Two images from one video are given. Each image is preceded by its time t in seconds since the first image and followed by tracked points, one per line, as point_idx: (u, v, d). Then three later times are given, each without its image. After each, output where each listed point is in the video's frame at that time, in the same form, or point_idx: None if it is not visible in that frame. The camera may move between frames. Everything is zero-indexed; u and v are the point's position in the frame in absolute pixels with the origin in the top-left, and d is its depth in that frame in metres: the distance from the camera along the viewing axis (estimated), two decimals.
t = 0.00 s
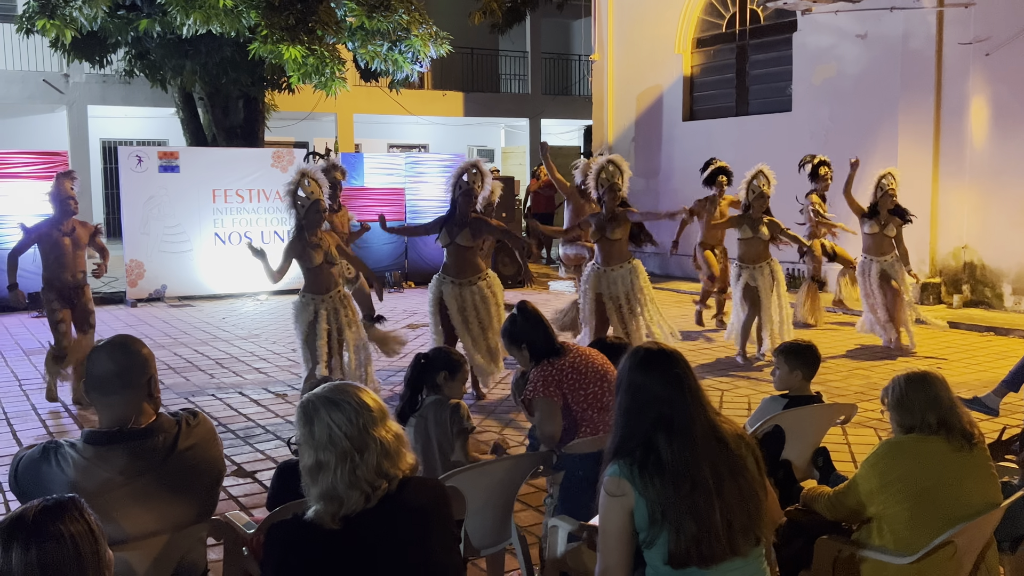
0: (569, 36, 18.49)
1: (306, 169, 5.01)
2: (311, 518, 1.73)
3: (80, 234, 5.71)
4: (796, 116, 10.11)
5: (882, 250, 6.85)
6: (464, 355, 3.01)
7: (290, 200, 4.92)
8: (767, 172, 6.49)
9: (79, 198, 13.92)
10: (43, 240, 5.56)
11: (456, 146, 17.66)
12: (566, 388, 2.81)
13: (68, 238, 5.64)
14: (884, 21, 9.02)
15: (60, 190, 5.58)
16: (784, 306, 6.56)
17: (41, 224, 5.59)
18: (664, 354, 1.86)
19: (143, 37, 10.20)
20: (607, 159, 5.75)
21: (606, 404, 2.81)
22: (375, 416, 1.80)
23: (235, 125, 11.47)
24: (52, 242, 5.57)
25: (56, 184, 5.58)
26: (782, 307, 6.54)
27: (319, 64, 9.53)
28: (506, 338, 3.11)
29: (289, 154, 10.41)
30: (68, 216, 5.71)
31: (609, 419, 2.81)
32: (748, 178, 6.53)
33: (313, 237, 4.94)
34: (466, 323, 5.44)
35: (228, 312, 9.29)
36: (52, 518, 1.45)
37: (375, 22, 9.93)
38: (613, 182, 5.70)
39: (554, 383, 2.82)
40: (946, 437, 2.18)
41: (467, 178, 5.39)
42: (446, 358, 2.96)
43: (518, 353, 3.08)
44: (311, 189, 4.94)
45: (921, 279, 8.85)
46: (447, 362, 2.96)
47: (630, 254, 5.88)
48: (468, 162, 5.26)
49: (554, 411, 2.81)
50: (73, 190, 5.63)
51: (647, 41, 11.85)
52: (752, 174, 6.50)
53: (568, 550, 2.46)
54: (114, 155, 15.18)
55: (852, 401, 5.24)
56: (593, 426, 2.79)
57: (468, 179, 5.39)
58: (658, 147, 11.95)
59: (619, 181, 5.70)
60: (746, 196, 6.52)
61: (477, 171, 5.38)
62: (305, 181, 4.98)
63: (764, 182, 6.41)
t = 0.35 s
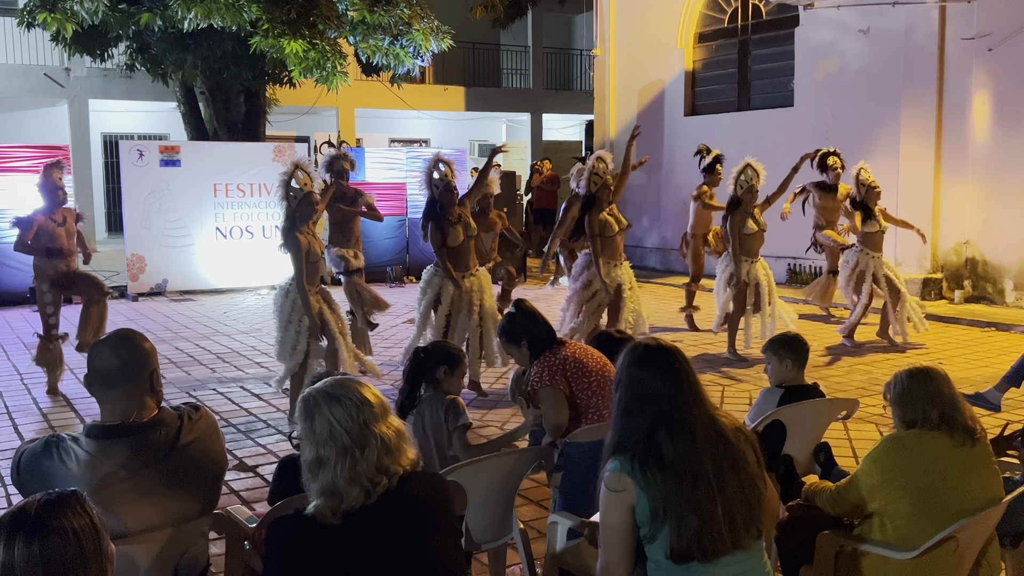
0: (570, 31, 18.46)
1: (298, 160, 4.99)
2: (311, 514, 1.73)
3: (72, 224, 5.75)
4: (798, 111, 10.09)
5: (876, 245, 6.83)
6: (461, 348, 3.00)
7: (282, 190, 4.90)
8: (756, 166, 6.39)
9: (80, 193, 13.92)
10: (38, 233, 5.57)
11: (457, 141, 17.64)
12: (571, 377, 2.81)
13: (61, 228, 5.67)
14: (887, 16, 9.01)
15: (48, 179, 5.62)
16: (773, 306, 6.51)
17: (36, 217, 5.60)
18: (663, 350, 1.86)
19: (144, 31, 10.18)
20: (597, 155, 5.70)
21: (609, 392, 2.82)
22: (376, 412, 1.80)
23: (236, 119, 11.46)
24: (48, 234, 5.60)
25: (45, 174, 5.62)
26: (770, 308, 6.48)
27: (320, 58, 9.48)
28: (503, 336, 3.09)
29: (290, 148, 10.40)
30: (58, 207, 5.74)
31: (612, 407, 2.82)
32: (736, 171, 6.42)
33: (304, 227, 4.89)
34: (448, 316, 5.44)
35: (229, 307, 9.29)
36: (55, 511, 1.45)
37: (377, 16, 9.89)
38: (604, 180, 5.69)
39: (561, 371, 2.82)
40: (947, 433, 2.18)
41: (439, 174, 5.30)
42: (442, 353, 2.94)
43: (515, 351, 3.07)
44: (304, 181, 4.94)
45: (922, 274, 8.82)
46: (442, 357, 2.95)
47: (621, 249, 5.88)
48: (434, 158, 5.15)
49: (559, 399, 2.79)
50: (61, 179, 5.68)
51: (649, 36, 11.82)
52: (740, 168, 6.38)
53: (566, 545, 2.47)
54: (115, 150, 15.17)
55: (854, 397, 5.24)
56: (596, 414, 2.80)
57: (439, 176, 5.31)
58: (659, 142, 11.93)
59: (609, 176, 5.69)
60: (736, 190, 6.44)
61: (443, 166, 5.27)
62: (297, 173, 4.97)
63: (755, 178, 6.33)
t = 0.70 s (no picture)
0: (570, 27, 18.45)
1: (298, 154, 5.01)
2: (309, 510, 1.73)
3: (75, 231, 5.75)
4: (797, 109, 10.08)
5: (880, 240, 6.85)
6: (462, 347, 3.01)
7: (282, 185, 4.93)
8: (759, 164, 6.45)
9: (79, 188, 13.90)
10: (43, 238, 5.55)
11: (456, 137, 17.62)
12: (568, 375, 2.81)
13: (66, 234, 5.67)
14: (886, 14, 9.01)
15: (51, 186, 5.61)
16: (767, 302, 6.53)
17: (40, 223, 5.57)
18: (660, 346, 1.86)
19: (144, 27, 10.16)
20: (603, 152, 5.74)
21: (605, 387, 2.83)
22: (375, 408, 1.80)
23: (235, 115, 11.44)
24: (53, 239, 5.58)
25: (49, 181, 5.59)
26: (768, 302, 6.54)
27: (319, 54, 9.48)
28: (499, 333, 3.09)
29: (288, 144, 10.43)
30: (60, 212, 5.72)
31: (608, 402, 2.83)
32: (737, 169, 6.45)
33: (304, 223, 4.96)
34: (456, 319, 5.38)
35: (227, 303, 9.29)
36: (54, 507, 1.45)
37: (377, 12, 9.88)
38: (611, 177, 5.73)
39: (557, 372, 2.81)
40: (945, 430, 2.18)
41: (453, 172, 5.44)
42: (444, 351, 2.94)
43: (511, 348, 3.07)
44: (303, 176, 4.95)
45: (920, 272, 8.83)
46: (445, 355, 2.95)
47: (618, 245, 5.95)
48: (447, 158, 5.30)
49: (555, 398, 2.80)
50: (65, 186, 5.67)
51: (648, 33, 11.81)
52: (741, 166, 6.42)
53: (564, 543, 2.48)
54: (114, 145, 15.14)
55: (852, 394, 5.24)
56: (592, 410, 2.81)
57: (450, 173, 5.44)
58: (659, 139, 11.93)
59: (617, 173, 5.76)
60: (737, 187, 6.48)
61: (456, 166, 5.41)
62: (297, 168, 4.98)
63: (756, 175, 6.37)
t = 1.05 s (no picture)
0: (568, 26, 18.45)
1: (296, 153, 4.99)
2: (309, 507, 1.73)
3: (95, 220, 5.74)
4: (795, 109, 10.09)
5: (888, 245, 6.82)
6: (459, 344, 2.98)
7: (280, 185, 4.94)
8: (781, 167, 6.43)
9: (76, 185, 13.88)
10: (59, 226, 5.59)
11: (455, 136, 17.61)
12: (556, 375, 2.83)
13: (84, 223, 5.67)
14: (885, 14, 9.02)
15: (69, 175, 5.60)
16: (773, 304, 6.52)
17: (59, 212, 5.60)
18: (657, 344, 1.87)
19: (142, 24, 10.14)
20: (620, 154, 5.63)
21: (598, 385, 2.80)
22: (374, 407, 1.80)
23: (233, 113, 11.43)
24: (67, 227, 5.61)
25: (67, 171, 5.59)
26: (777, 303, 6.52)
27: (318, 52, 9.45)
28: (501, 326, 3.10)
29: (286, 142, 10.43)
30: (81, 202, 5.72)
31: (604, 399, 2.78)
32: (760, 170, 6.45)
33: (302, 224, 4.96)
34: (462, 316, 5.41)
35: (225, 300, 9.28)
36: (54, 504, 1.45)
37: (375, 10, 9.86)
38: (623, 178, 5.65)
39: (544, 373, 2.85)
40: (942, 430, 2.19)
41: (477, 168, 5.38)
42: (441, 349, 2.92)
43: (512, 342, 3.09)
44: (301, 176, 4.95)
45: (918, 272, 8.85)
46: (445, 354, 2.93)
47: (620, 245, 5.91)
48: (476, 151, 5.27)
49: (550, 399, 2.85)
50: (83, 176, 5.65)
51: (647, 32, 11.81)
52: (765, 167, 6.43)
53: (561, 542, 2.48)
54: (112, 142, 15.13)
55: (849, 394, 5.25)
56: (585, 406, 2.77)
57: (477, 168, 5.37)
58: (657, 138, 11.93)
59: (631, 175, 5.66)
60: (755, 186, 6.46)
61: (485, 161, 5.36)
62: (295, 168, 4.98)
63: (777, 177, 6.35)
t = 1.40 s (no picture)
0: (566, 27, 18.46)
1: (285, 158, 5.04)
2: (303, 508, 1.73)
3: (96, 223, 5.69)
4: (792, 111, 10.11)
5: (882, 245, 6.83)
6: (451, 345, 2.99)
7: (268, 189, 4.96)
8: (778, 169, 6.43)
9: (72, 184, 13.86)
10: (61, 231, 5.59)
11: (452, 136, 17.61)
12: (554, 378, 2.86)
13: (85, 229, 5.64)
14: (881, 16, 9.04)
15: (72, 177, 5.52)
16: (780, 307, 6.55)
17: (60, 216, 5.59)
18: (656, 347, 1.87)
19: (139, 23, 10.13)
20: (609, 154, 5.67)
21: (600, 388, 2.80)
22: (370, 408, 1.80)
23: (229, 112, 11.41)
24: (69, 234, 5.59)
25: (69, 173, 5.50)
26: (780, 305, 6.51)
27: (315, 52, 9.46)
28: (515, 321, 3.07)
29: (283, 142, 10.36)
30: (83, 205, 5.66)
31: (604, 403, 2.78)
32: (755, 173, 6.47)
33: (290, 229, 4.96)
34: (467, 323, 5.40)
35: (221, 300, 9.28)
36: (50, 504, 1.44)
37: (372, 10, 9.85)
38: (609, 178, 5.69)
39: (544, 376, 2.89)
40: (938, 433, 2.19)
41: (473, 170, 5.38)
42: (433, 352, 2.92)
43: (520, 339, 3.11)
44: (288, 180, 4.99)
45: (914, 274, 8.88)
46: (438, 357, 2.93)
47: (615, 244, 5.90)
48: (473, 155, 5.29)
49: (542, 402, 2.88)
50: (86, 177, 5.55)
51: (645, 33, 11.82)
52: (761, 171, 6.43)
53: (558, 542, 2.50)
54: (108, 141, 15.10)
55: (845, 396, 5.26)
56: (586, 409, 2.77)
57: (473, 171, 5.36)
58: (653, 139, 11.94)
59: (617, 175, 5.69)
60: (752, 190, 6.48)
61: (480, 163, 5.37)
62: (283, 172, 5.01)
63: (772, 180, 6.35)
